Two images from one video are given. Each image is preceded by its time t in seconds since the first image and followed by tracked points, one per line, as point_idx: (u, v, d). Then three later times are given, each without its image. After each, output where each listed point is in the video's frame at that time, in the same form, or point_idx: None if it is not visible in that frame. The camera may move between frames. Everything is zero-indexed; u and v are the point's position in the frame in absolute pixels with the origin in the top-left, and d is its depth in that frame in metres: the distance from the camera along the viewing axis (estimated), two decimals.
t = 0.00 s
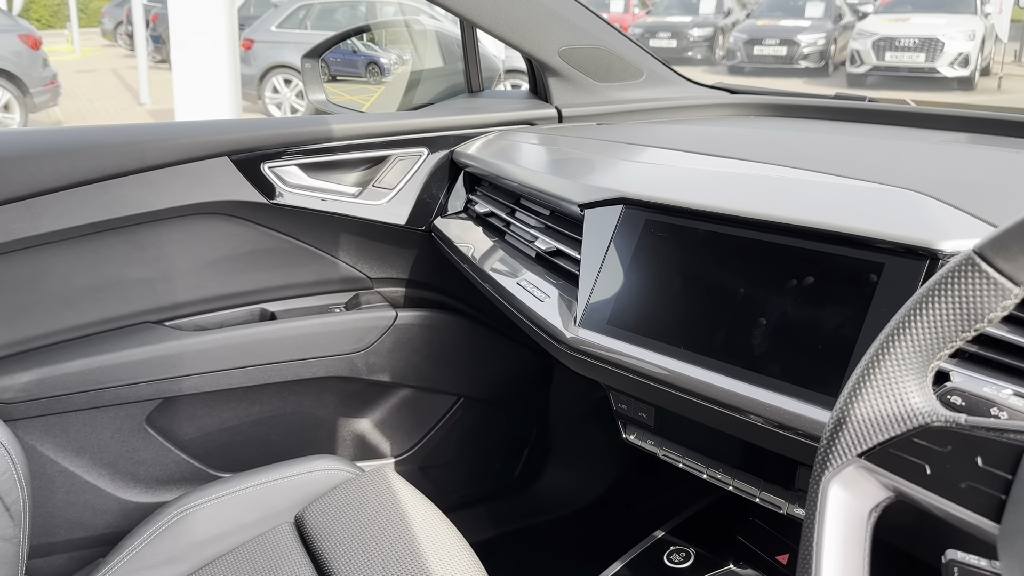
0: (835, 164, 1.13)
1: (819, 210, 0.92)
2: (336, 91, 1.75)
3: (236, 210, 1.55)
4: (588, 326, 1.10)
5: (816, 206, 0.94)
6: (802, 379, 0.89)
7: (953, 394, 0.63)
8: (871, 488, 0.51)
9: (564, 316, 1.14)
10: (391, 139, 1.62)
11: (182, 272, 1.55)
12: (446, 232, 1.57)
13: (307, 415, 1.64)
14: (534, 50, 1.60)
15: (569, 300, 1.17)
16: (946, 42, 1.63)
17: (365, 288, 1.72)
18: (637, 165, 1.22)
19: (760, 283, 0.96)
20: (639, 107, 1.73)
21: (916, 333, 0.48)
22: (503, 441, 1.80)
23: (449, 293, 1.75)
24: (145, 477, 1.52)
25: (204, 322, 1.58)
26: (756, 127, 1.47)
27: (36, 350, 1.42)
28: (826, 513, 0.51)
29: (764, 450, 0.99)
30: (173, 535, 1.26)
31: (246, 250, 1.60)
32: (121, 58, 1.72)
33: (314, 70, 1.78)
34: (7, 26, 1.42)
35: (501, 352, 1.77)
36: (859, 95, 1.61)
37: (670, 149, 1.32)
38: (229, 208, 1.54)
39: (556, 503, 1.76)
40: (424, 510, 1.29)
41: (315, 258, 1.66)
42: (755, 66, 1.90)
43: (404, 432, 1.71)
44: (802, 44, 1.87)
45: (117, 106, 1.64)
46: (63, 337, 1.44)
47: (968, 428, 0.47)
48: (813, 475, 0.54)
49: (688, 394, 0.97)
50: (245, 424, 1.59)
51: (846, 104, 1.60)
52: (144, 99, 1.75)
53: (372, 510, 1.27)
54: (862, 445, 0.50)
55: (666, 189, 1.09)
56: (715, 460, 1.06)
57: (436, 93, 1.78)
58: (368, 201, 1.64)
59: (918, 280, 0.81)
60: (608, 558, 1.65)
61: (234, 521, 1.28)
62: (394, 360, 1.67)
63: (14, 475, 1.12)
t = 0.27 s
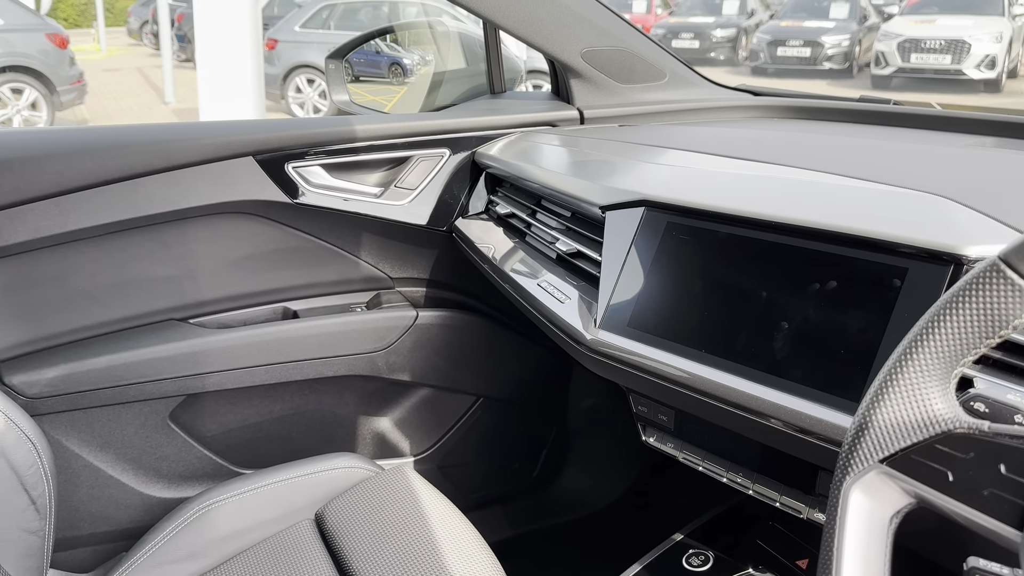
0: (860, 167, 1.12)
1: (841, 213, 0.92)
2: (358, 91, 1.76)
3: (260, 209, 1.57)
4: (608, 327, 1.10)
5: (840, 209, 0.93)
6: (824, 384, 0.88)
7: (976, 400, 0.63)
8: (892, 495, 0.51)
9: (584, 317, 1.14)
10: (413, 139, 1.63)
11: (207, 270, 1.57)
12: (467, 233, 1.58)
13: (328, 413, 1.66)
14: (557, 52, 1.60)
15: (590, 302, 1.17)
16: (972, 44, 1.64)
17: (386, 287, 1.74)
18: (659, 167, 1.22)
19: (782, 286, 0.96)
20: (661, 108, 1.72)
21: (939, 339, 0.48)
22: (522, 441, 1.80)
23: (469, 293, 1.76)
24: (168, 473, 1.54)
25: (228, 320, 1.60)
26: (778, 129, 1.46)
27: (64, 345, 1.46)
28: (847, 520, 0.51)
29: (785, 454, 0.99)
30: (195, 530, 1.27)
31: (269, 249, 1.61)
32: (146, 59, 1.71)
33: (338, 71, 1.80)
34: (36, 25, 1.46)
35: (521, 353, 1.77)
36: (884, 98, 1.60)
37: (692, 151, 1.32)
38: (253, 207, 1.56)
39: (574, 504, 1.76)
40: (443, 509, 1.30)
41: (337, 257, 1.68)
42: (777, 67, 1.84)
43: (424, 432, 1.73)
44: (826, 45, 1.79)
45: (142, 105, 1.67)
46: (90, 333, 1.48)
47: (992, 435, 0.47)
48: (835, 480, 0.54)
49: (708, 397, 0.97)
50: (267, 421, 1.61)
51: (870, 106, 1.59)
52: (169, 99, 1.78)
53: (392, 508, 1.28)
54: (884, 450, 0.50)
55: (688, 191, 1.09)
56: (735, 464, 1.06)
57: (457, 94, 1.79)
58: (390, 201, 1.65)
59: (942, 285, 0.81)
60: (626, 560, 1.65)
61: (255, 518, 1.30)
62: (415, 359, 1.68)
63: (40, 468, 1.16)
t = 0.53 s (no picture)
0: (883, 169, 1.11)
1: (864, 215, 0.92)
2: (381, 90, 1.77)
3: (284, 206, 1.59)
4: (628, 327, 1.10)
5: (862, 211, 0.93)
6: (845, 386, 0.88)
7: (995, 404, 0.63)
8: (912, 496, 0.50)
9: (604, 317, 1.15)
10: (436, 139, 1.64)
11: (231, 266, 1.59)
12: (488, 232, 1.58)
13: (348, 410, 1.68)
14: (579, 52, 1.61)
15: (610, 301, 1.17)
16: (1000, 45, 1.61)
17: (407, 285, 1.75)
18: (680, 167, 1.22)
19: (803, 288, 0.96)
20: (684, 109, 1.72)
21: (960, 341, 0.48)
22: (541, 440, 1.81)
23: (490, 292, 1.76)
24: (191, 466, 1.57)
25: (251, 316, 1.63)
26: (801, 130, 1.46)
27: (92, 339, 1.50)
28: (867, 521, 0.51)
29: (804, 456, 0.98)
30: (217, 524, 1.29)
31: (292, 246, 1.63)
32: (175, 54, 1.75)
33: (361, 70, 1.80)
34: (64, 24, 1.51)
35: (540, 352, 1.78)
36: (909, 99, 1.60)
37: (714, 151, 1.32)
38: (277, 205, 1.58)
39: (593, 503, 1.76)
40: (461, 506, 1.31)
41: (359, 255, 1.69)
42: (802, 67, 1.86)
43: (443, 429, 1.74)
44: (852, 46, 1.82)
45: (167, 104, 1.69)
46: (116, 327, 1.51)
47: (1013, 439, 0.47)
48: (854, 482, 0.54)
49: (727, 397, 0.97)
50: (289, 416, 1.63)
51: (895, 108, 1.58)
52: (194, 96, 1.81)
53: (411, 505, 1.30)
54: (904, 452, 0.50)
55: (709, 192, 1.09)
56: (755, 465, 1.05)
57: (480, 94, 1.80)
58: (412, 199, 1.66)
59: (965, 288, 0.80)
60: (643, 559, 1.65)
61: (277, 512, 1.31)
62: (435, 357, 1.70)
63: (67, 460, 1.19)
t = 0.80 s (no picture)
0: (907, 171, 1.10)
1: (886, 217, 0.91)
2: (405, 89, 1.78)
3: (308, 204, 1.60)
4: (646, 328, 1.10)
5: (884, 213, 0.92)
6: (865, 389, 0.88)
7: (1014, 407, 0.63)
8: (928, 500, 0.50)
9: (623, 317, 1.15)
10: (458, 138, 1.65)
11: (255, 263, 1.61)
12: (508, 231, 1.59)
13: (368, 406, 1.70)
14: (602, 52, 1.61)
15: (629, 302, 1.18)
16: None
17: (428, 284, 1.76)
18: (702, 168, 1.21)
19: (823, 289, 0.95)
20: (707, 109, 1.72)
21: (979, 345, 0.48)
22: (560, 440, 1.82)
23: (510, 291, 1.77)
24: (214, 460, 1.60)
25: (274, 313, 1.65)
26: (823, 132, 1.45)
27: (118, 333, 1.53)
28: (882, 523, 0.51)
29: (823, 458, 0.98)
30: (239, 517, 1.31)
31: (315, 243, 1.65)
32: (201, 53, 1.85)
33: (385, 70, 1.82)
34: (93, 20, 1.50)
35: (559, 351, 1.78)
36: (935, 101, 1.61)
37: (736, 152, 1.32)
38: (301, 203, 1.60)
39: (611, 503, 1.76)
40: (479, 503, 1.32)
41: (381, 254, 1.71)
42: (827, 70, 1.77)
43: (462, 427, 1.76)
44: (878, 46, 1.72)
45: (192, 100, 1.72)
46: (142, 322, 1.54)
47: None
48: (872, 486, 0.54)
49: (745, 399, 0.97)
50: (311, 412, 1.65)
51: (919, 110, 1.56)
52: (220, 95, 1.83)
53: (430, 501, 1.31)
54: (921, 455, 0.50)
55: (731, 193, 1.08)
56: (774, 467, 1.06)
57: (503, 94, 1.81)
58: (434, 198, 1.68)
59: (986, 292, 0.80)
60: (661, 560, 1.66)
61: (297, 507, 1.34)
62: (454, 355, 1.72)
63: (92, 452, 1.21)
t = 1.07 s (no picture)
0: (934, 178, 1.10)
1: (911, 225, 0.91)
2: (431, 90, 1.80)
3: (334, 205, 1.63)
4: (669, 332, 1.10)
5: (910, 221, 0.92)
6: (888, 398, 0.87)
7: None
8: (947, 510, 0.49)
9: (645, 321, 1.15)
10: (483, 140, 1.66)
11: (283, 262, 1.64)
12: (532, 233, 1.60)
13: (392, 405, 1.72)
14: (628, 55, 1.61)
15: (652, 305, 1.18)
16: None
17: (451, 284, 1.77)
18: (726, 172, 1.21)
19: (847, 297, 0.95)
20: (734, 113, 1.70)
21: (1002, 356, 0.48)
22: (581, 442, 1.83)
23: (533, 293, 1.78)
24: (239, 456, 1.62)
25: (300, 311, 1.67)
26: (851, 137, 1.44)
27: (147, 329, 1.57)
28: (902, 534, 0.51)
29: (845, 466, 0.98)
30: (265, 513, 1.34)
31: (341, 244, 1.67)
32: (229, 51, 1.64)
33: (412, 71, 1.83)
34: (125, 19, 1.51)
35: (582, 353, 1.79)
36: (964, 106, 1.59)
37: (761, 157, 1.31)
38: (327, 203, 1.62)
39: (632, 506, 1.76)
40: (500, 502, 1.34)
41: (406, 254, 1.72)
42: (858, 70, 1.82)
43: (484, 427, 1.78)
44: (909, 47, 1.72)
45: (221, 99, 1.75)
46: (170, 318, 1.58)
47: None
48: (893, 497, 0.53)
49: (766, 404, 0.97)
50: (335, 410, 1.67)
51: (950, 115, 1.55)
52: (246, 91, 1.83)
53: (452, 501, 1.32)
54: (942, 465, 0.50)
55: (755, 198, 1.08)
56: (795, 474, 1.05)
57: (529, 96, 1.83)
58: (459, 200, 1.69)
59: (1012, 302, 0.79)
60: (681, 564, 1.65)
61: (321, 504, 1.35)
62: (477, 356, 1.73)
63: (121, 446, 1.24)
